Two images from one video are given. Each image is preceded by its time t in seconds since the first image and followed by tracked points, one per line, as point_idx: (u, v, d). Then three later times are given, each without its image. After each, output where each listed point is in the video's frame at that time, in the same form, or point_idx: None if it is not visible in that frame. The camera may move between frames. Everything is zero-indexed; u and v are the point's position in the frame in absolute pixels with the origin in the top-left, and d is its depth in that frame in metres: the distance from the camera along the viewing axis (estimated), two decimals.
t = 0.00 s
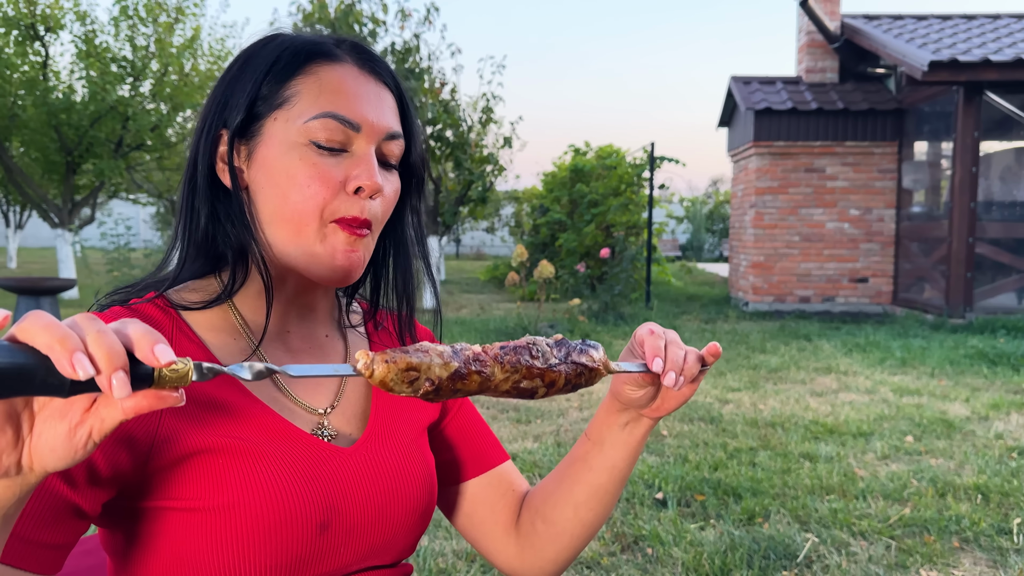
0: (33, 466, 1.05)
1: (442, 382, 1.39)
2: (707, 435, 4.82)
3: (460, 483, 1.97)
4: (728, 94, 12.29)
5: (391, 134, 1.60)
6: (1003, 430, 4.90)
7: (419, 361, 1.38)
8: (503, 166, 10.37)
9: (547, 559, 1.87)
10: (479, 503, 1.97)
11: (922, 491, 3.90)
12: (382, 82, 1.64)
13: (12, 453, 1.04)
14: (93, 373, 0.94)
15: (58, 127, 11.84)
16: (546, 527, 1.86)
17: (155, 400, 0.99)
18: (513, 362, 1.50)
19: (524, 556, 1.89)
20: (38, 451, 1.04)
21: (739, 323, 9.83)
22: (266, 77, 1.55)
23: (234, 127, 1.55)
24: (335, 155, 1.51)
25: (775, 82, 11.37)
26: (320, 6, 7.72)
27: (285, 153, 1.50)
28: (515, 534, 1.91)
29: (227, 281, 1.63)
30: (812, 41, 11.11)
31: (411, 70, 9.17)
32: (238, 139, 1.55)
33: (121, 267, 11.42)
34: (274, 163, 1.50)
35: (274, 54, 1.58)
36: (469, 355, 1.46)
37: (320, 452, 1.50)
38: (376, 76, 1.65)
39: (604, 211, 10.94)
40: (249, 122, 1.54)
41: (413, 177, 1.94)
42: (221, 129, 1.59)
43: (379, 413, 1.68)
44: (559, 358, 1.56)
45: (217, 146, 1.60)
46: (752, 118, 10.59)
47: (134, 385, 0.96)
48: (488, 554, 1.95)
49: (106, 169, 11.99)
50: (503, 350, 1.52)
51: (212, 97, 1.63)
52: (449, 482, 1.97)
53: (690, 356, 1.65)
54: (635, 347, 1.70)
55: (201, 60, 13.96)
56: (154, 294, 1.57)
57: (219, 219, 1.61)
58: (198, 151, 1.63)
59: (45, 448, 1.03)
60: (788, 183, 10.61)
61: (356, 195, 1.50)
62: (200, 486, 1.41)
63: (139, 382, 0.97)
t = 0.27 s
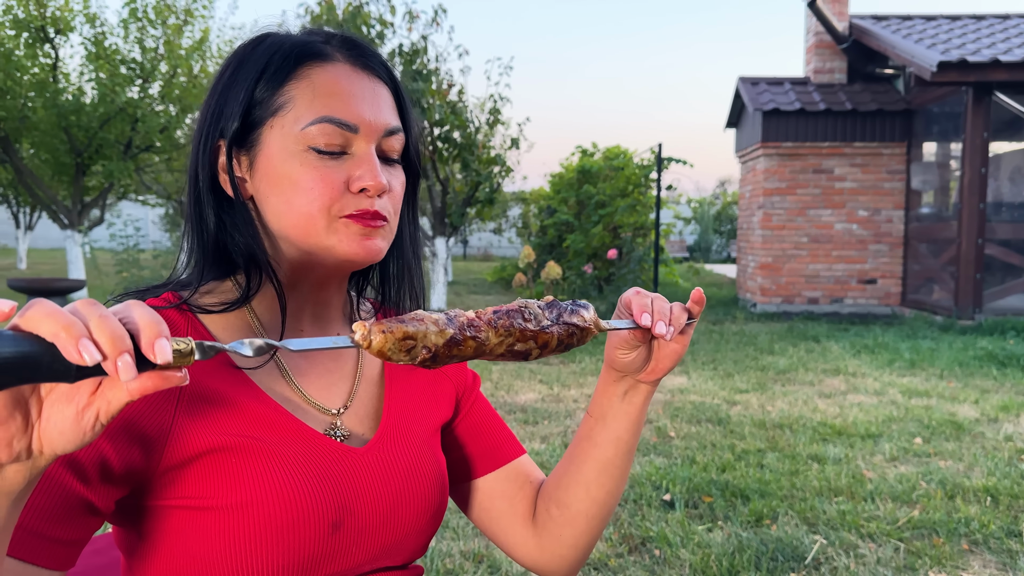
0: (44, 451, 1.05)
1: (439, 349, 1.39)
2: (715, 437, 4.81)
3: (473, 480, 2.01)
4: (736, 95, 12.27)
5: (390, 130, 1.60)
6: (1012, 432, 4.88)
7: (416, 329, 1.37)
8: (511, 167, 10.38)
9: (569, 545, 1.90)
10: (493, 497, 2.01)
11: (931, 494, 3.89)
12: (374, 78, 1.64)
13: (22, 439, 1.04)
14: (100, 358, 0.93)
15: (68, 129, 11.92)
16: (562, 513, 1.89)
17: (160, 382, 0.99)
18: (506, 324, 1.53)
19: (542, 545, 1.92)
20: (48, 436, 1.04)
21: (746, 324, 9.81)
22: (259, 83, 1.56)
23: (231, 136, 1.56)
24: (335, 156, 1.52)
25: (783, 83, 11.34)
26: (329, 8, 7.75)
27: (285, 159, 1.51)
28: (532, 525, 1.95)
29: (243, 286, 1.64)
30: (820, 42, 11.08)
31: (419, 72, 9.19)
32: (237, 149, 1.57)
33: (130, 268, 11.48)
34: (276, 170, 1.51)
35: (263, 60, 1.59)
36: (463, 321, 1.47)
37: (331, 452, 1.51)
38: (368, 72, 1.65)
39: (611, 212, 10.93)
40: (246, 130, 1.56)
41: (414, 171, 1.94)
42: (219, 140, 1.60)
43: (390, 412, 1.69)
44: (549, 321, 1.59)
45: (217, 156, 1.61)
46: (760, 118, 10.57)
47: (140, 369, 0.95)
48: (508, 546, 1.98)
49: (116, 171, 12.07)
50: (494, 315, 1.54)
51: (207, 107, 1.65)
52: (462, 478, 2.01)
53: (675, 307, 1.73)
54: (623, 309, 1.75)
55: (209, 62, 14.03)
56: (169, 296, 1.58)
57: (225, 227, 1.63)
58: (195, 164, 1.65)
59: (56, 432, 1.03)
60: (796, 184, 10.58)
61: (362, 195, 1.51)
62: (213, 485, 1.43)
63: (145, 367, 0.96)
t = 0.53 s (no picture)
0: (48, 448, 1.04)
1: (432, 329, 1.41)
2: (723, 439, 4.81)
3: (480, 482, 2.02)
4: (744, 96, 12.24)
5: (411, 137, 1.62)
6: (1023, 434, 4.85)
7: (407, 311, 1.39)
8: (518, 168, 10.38)
9: (568, 547, 1.91)
10: (499, 500, 2.02)
11: (941, 496, 3.87)
12: (398, 84, 1.66)
13: (26, 437, 1.02)
14: (102, 335, 0.92)
15: (77, 131, 11.94)
16: (559, 515, 1.90)
17: (162, 366, 0.98)
18: (493, 307, 1.55)
19: (544, 550, 1.93)
20: (53, 431, 1.02)
21: (755, 325, 9.78)
22: (283, 86, 1.58)
23: (252, 138, 1.58)
24: (356, 162, 1.54)
25: (791, 83, 11.30)
26: (337, 9, 7.77)
27: (307, 164, 1.53)
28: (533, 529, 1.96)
29: (256, 288, 1.65)
30: (829, 42, 11.04)
31: (427, 73, 9.21)
32: (259, 151, 1.59)
33: (139, 270, 11.53)
34: (298, 175, 1.53)
35: (287, 63, 1.60)
36: (451, 304, 1.49)
37: (344, 453, 1.53)
38: (392, 78, 1.67)
39: (619, 213, 10.92)
40: (268, 133, 1.57)
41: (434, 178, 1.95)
42: (241, 141, 1.62)
43: (400, 415, 1.71)
44: (532, 304, 1.62)
45: (237, 158, 1.63)
46: (769, 119, 10.55)
47: (143, 348, 0.94)
48: (511, 550, 2.00)
49: (125, 172, 12.14)
50: (481, 299, 1.57)
51: (229, 108, 1.66)
52: (470, 481, 2.03)
53: (647, 291, 1.83)
54: (599, 299, 1.82)
55: (219, 64, 14.10)
56: (183, 295, 1.59)
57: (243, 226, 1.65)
58: (216, 165, 1.67)
59: (60, 425, 1.02)
60: (805, 184, 10.55)
61: (382, 201, 1.53)
62: (224, 485, 1.44)
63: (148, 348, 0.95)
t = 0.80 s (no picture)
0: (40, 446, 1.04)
1: (420, 323, 1.41)
2: (732, 440, 4.80)
3: (489, 483, 2.05)
4: (753, 96, 12.20)
5: (432, 143, 1.63)
6: None
7: (396, 306, 1.38)
8: (525, 169, 10.39)
9: (572, 545, 1.94)
10: (507, 500, 2.04)
11: (951, 498, 3.85)
12: (421, 91, 1.67)
13: (16, 438, 1.02)
14: (95, 335, 0.90)
15: (88, 132, 12.05)
16: (561, 514, 1.93)
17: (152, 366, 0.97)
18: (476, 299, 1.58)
19: (551, 549, 1.96)
20: (44, 430, 1.03)
21: (764, 327, 9.75)
22: (307, 89, 1.59)
23: (275, 140, 1.59)
24: (376, 167, 1.55)
25: (800, 84, 11.27)
26: (345, 11, 7.79)
27: (327, 167, 1.54)
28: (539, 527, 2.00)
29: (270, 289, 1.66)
30: (838, 43, 10.99)
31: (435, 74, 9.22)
32: (280, 153, 1.60)
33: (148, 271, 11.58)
34: (317, 177, 1.55)
35: (312, 66, 1.62)
36: (436, 297, 1.51)
37: (353, 455, 1.54)
38: (414, 84, 1.68)
39: (627, 214, 10.90)
40: (291, 135, 1.59)
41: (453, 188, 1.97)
42: (263, 142, 1.63)
43: (410, 417, 1.72)
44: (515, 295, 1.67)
45: (259, 159, 1.65)
46: (777, 120, 10.52)
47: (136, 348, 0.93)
48: (519, 550, 2.03)
49: (135, 173, 12.22)
50: (464, 291, 1.59)
51: (252, 109, 1.68)
52: (479, 481, 2.05)
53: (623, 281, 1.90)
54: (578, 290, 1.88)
55: (227, 66, 14.16)
56: (196, 294, 1.60)
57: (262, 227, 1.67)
58: (237, 165, 1.69)
59: (50, 423, 1.02)
60: (814, 186, 10.51)
61: (400, 207, 1.55)
62: (234, 486, 1.45)
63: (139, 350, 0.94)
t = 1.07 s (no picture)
0: (29, 372, 1.14)
1: (384, 258, 1.44)
2: (740, 442, 4.79)
3: (502, 481, 2.07)
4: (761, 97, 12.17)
5: (456, 149, 1.64)
6: None
7: (356, 241, 1.42)
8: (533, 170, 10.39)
9: (593, 529, 1.97)
10: (521, 497, 2.07)
11: (960, 500, 3.83)
12: (444, 94, 1.67)
13: (6, 357, 1.12)
14: (67, 229, 1.02)
15: (97, 133, 12.12)
16: (574, 498, 1.97)
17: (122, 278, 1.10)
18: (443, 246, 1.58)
19: (572, 537, 1.98)
20: (34, 353, 1.13)
21: (772, 328, 9.72)
22: (329, 96, 1.61)
23: (297, 148, 1.61)
24: (400, 176, 1.57)
25: (809, 85, 11.23)
26: (353, 12, 7.82)
27: (351, 177, 1.56)
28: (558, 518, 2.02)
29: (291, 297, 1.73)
30: (847, 43, 10.96)
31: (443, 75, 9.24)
32: (302, 161, 1.62)
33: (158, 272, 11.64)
34: (341, 188, 1.57)
35: (333, 72, 1.63)
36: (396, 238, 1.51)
37: (365, 460, 1.55)
38: (437, 88, 1.68)
39: (634, 215, 10.89)
40: (313, 143, 1.60)
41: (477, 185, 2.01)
42: (285, 150, 1.65)
43: (424, 418, 1.74)
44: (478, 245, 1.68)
45: (281, 166, 1.67)
46: (786, 121, 10.50)
47: (108, 248, 1.06)
48: (540, 543, 2.05)
49: (144, 175, 12.28)
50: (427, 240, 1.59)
51: (272, 115, 1.70)
52: (492, 481, 2.07)
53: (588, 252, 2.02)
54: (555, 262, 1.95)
55: (236, 67, 14.22)
56: (218, 296, 1.66)
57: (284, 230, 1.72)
58: (256, 170, 1.71)
59: (39, 344, 1.13)
60: (823, 186, 10.47)
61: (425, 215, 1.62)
62: (243, 488, 1.47)
63: (109, 253, 1.07)
